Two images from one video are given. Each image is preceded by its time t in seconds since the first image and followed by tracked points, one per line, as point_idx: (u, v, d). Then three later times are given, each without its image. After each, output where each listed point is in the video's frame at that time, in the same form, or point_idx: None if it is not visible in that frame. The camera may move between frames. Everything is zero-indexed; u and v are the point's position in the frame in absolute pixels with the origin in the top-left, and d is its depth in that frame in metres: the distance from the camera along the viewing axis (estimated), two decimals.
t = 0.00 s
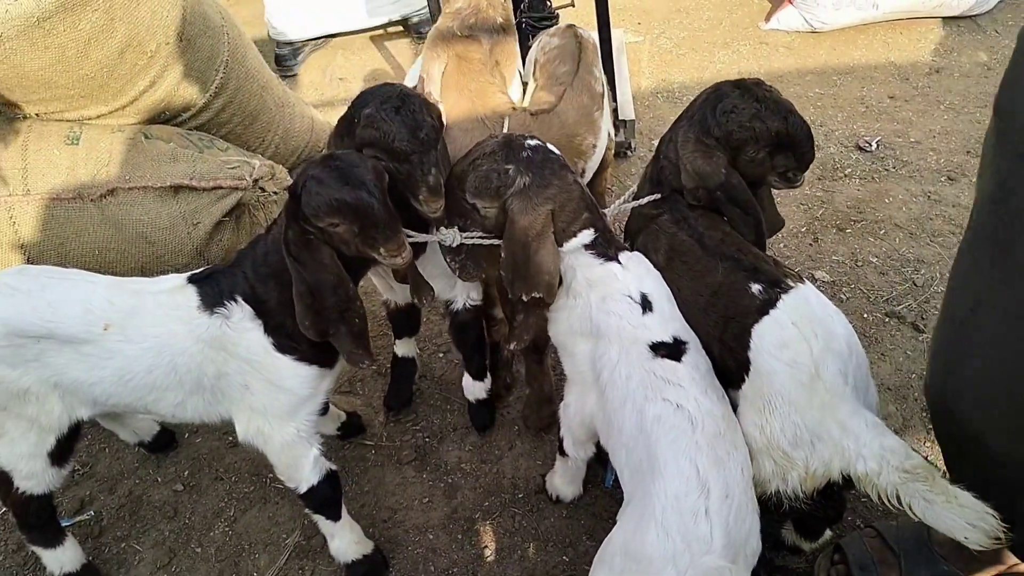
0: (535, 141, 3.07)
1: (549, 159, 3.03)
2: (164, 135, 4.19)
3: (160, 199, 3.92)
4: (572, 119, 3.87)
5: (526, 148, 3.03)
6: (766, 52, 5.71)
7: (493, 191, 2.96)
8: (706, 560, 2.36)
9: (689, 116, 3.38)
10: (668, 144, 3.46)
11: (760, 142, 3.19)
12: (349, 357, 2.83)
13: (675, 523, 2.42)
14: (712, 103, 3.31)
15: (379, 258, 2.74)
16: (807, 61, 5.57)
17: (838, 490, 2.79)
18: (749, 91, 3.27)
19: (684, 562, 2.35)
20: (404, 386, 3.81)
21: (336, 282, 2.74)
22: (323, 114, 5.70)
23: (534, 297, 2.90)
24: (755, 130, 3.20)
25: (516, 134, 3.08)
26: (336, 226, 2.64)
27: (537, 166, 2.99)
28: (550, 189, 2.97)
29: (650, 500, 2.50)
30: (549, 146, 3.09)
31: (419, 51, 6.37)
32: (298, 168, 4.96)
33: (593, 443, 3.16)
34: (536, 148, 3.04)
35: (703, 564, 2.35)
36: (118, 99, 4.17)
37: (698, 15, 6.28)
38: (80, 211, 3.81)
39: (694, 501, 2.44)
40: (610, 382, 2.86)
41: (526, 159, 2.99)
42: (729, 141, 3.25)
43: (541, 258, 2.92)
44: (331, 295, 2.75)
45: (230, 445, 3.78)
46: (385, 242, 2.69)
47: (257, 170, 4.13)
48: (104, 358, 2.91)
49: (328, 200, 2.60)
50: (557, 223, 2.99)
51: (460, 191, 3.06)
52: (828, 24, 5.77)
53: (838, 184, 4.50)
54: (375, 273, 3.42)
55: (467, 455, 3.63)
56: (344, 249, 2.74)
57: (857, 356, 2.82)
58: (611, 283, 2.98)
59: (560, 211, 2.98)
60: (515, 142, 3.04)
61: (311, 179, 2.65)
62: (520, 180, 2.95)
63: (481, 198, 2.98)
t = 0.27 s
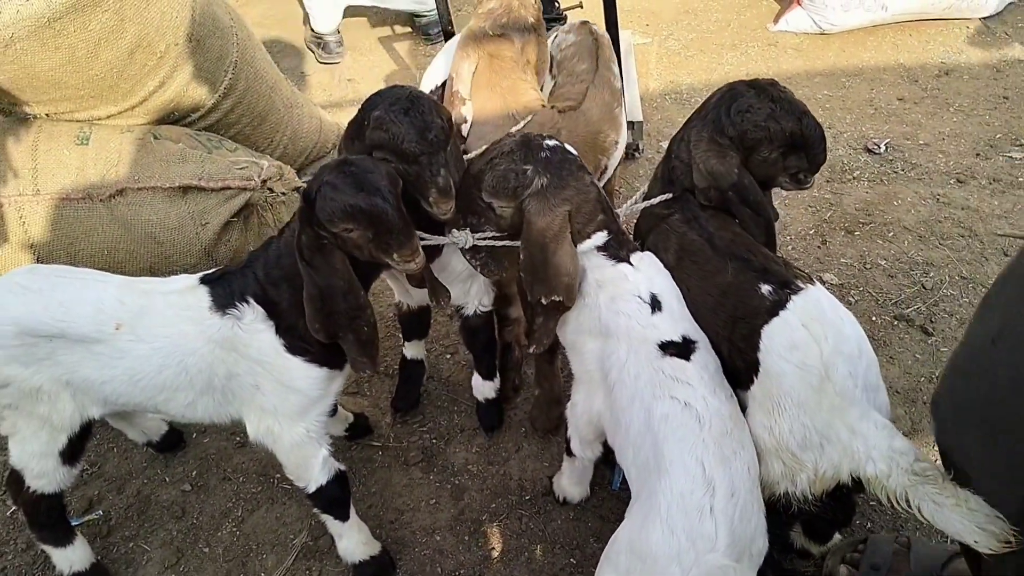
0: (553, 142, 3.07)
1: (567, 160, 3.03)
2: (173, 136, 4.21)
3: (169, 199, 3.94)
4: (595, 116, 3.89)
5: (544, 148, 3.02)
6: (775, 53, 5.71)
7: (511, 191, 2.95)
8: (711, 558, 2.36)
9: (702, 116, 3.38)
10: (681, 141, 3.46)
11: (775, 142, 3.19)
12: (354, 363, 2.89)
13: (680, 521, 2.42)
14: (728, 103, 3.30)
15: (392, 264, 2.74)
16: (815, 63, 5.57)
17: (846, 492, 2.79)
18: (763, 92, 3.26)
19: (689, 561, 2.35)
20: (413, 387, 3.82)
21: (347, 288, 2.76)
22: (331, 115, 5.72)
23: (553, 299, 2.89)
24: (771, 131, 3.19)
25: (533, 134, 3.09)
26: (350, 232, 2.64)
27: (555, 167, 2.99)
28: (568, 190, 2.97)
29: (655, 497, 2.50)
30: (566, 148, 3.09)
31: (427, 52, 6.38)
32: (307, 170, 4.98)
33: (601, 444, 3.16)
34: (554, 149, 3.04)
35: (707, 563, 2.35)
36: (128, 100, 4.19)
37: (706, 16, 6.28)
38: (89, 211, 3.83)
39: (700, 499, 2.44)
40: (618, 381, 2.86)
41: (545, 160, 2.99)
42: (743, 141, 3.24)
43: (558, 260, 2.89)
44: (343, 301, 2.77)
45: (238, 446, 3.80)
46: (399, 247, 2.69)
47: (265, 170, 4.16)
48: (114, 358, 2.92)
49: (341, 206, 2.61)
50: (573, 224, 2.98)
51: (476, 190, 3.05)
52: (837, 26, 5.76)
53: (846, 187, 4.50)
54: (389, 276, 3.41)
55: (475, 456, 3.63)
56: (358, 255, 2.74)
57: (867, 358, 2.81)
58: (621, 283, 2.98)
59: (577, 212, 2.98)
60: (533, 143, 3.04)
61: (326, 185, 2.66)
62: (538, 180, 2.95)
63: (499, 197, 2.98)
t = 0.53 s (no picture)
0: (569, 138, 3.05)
1: (583, 157, 3.01)
2: (183, 136, 4.21)
3: (179, 199, 3.94)
4: (612, 94, 4.16)
5: (560, 145, 3.00)
6: (786, 56, 5.70)
7: (526, 188, 2.94)
8: (714, 560, 2.34)
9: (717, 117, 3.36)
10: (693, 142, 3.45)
11: (787, 145, 3.15)
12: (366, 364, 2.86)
13: (683, 523, 2.40)
14: (741, 104, 3.26)
15: (404, 265, 2.74)
16: (826, 65, 5.56)
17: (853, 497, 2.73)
18: (775, 93, 3.22)
19: (692, 562, 2.34)
20: (422, 388, 3.82)
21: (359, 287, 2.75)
22: (342, 117, 5.74)
23: (569, 296, 2.88)
24: (783, 133, 3.15)
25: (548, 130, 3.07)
26: (364, 232, 2.64)
27: (570, 163, 2.97)
28: (583, 187, 2.96)
29: (659, 498, 2.50)
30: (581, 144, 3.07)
31: (438, 54, 6.40)
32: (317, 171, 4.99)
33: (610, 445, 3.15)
34: (570, 146, 3.02)
35: (711, 564, 2.34)
36: (138, 101, 4.20)
37: (716, 18, 6.28)
38: (100, 211, 3.84)
39: (703, 500, 2.43)
40: (624, 382, 2.85)
41: (560, 156, 2.97)
42: (755, 143, 3.22)
43: (574, 256, 2.89)
44: (354, 301, 2.76)
45: (248, 445, 3.80)
46: (411, 250, 2.69)
47: (275, 171, 4.17)
48: (125, 357, 2.92)
49: (356, 206, 2.61)
50: (590, 220, 2.98)
51: (491, 189, 3.07)
52: (849, 28, 5.75)
53: (858, 189, 4.49)
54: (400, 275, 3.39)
55: (484, 457, 3.62)
56: (371, 254, 2.74)
57: (872, 360, 2.78)
58: (627, 284, 2.97)
59: (592, 209, 2.97)
60: (548, 140, 3.02)
61: (342, 184, 2.66)
62: (554, 177, 2.93)
63: (515, 194, 2.97)
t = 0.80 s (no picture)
0: (574, 140, 3.05)
1: (588, 158, 3.00)
2: (194, 137, 4.23)
3: (190, 199, 3.95)
4: (622, 86, 4.25)
5: (566, 147, 3.00)
6: (796, 58, 5.70)
7: (533, 192, 2.91)
8: (725, 564, 2.34)
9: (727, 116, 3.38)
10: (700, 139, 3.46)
11: (812, 136, 3.23)
12: (380, 361, 2.88)
13: (694, 527, 2.40)
14: (760, 99, 3.30)
15: (414, 274, 2.75)
16: (837, 67, 5.56)
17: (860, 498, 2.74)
18: (788, 88, 3.31)
19: (703, 565, 2.34)
20: (432, 389, 3.83)
21: (369, 290, 2.75)
22: (353, 118, 5.76)
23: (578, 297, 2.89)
24: (806, 125, 3.23)
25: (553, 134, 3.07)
26: (374, 241, 2.65)
27: (576, 165, 2.96)
28: (591, 188, 2.94)
29: (671, 501, 2.49)
30: (586, 146, 3.07)
31: (448, 56, 6.42)
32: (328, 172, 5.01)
33: (620, 446, 3.14)
34: (575, 148, 3.02)
35: (722, 569, 2.33)
36: (149, 101, 4.22)
37: (727, 20, 6.28)
38: (111, 211, 3.85)
39: (714, 504, 2.42)
40: (635, 384, 2.85)
41: (566, 158, 2.96)
42: (779, 138, 3.25)
43: (582, 258, 2.88)
44: (365, 304, 2.77)
45: (258, 445, 3.81)
46: (422, 260, 2.69)
47: (286, 172, 4.18)
48: (135, 357, 2.93)
49: (367, 215, 2.61)
50: (597, 221, 2.96)
51: (497, 194, 3.03)
52: (859, 30, 5.75)
53: (868, 192, 4.49)
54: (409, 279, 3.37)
55: (493, 458, 3.62)
56: (381, 262, 2.75)
57: (881, 361, 2.77)
58: (638, 285, 2.96)
59: (599, 210, 2.96)
60: (554, 142, 3.02)
61: (354, 193, 2.66)
62: (560, 180, 2.91)
63: (521, 198, 2.94)
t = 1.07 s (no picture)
0: (571, 151, 3.03)
1: (587, 166, 3.00)
2: (204, 136, 4.25)
3: (200, 199, 3.97)
4: (635, 92, 4.28)
5: (563, 158, 2.99)
6: (805, 58, 5.69)
7: (537, 207, 2.91)
8: (736, 566, 2.35)
9: (725, 102, 3.52)
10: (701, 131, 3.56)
11: (812, 122, 3.39)
12: (383, 378, 2.91)
13: (706, 528, 2.41)
14: (762, 83, 3.43)
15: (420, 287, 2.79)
16: (846, 67, 5.55)
17: (871, 498, 2.75)
18: (788, 74, 3.45)
19: (715, 567, 2.34)
20: (440, 389, 3.84)
21: (376, 303, 2.78)
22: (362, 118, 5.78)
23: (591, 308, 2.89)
24: (806, 110, 3.38)
25: (549, 146, 3.06)
26: (381, 254, 2.67)
27: (577, 174, 2.96)
28: (594, 197, 2.94)
29: (682, 503, 2.50)
30: (585, 155, 3.05)
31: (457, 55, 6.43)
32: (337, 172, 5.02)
33: (627, 448, 3.15)
34: (574, 158, 3.01)
35: (733, 571, 2.34)
36: (159, 100, 4.23)
37: (736, 19, 6.27)
38: (122, 211, 3.88)
39: (726, 506, 2.43)
40: (645, 386, 2.86)
41: (566, 169, 2.96)
42: (781, 122, 3.39)
43: (592, 266, 2.89)
44: (372, 316, 2.80)
45: (267, 445, 3.84)
46: (428, 275, 2.73)
47: (295, 172, 4.20)
48: (144, 357, 2.95)
49: (373, 229, 2.63)
50: (604, 225, 2.96)
51: (502, 211, 3.03)
52: (869, 30, 5.73)
53: (877, 193, 4.48)
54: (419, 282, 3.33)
55: (501, 458, 3.64)
56: (388, 272, 2.78)
57: (894, 360, 2.77)
58: (649, 287, 2.97)
59: (605, 217, 2.96)
60: (551, 155, 3.01)
61: (360, 205, 2.68)
62: (561, 192, 2.91)
63: (525, 215, 2.94)
